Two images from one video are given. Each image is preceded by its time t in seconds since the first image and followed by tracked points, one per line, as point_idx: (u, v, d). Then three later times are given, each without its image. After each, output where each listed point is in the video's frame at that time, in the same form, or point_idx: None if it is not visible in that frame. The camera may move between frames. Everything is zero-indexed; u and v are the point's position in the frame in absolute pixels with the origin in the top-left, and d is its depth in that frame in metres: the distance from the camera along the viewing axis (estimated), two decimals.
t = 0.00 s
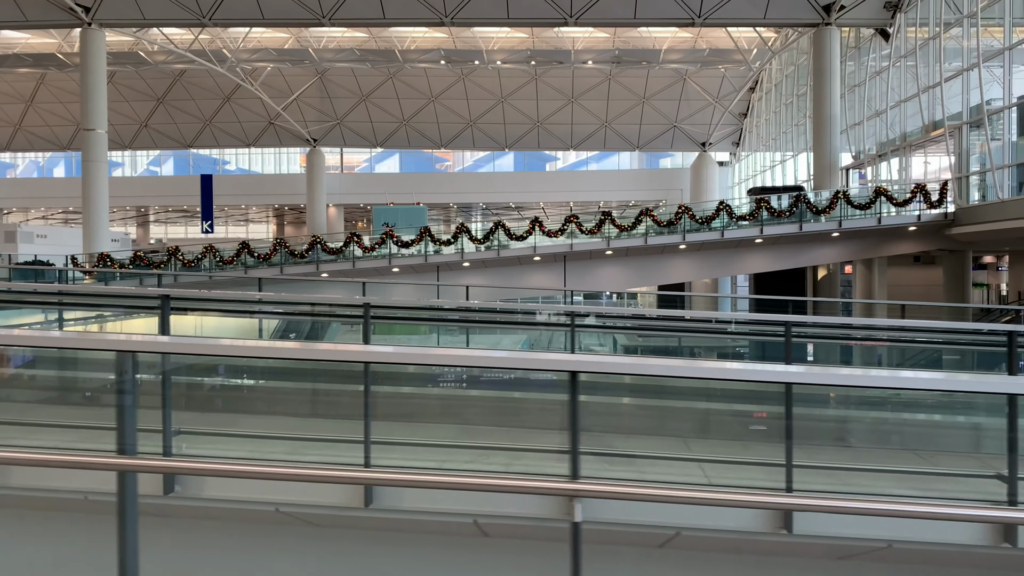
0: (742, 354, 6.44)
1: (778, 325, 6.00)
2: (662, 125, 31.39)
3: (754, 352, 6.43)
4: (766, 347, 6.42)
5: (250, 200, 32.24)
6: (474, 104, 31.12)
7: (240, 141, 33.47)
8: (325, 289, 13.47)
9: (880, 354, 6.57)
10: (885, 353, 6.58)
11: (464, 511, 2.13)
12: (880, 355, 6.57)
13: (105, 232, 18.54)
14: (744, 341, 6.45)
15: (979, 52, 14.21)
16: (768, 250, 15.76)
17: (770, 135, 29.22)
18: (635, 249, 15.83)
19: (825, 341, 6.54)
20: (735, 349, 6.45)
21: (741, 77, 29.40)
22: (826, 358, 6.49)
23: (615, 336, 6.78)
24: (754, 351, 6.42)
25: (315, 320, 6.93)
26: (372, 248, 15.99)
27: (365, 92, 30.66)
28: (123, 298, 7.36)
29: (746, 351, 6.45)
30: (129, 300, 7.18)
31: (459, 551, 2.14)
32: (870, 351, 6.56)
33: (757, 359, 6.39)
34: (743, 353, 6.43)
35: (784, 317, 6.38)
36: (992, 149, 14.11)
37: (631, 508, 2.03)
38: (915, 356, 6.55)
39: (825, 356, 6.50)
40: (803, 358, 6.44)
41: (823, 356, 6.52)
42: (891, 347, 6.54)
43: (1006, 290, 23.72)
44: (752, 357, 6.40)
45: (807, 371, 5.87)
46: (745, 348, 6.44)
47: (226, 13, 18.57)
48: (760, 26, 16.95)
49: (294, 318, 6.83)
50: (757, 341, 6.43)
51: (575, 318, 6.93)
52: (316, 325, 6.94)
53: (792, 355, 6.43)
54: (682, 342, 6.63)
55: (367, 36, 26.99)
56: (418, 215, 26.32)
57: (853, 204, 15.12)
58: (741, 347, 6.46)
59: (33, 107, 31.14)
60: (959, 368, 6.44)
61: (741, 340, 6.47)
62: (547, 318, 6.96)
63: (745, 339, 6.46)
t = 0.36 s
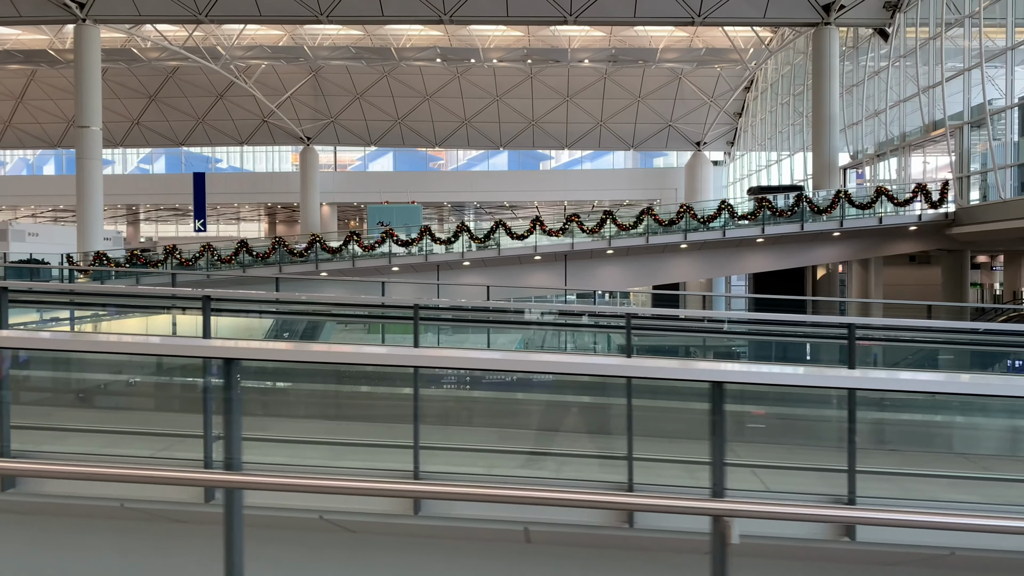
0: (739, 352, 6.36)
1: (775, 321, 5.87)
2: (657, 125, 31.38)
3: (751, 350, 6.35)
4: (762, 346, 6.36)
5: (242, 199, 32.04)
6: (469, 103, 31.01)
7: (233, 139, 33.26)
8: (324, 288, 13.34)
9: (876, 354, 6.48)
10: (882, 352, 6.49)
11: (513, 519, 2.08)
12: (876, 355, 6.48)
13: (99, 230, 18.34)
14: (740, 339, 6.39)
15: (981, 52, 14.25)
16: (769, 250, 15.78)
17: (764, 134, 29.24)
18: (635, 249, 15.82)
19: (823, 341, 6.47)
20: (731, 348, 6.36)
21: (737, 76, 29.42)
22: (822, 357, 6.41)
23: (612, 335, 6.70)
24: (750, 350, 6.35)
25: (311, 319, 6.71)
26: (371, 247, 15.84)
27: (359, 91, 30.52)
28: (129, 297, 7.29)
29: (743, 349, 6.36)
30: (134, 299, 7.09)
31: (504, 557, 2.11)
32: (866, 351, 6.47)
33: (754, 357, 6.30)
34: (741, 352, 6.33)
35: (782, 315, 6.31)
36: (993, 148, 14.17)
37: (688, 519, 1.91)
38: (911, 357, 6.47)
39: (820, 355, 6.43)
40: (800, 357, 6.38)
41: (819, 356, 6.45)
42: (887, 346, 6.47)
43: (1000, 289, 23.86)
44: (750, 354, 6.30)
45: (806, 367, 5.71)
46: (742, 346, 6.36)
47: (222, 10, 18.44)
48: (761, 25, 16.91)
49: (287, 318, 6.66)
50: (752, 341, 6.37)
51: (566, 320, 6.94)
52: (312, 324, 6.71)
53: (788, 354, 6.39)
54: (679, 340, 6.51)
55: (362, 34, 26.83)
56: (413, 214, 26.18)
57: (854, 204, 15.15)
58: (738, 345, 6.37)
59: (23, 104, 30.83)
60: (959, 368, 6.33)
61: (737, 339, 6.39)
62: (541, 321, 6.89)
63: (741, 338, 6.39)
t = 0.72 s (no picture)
0: (737, 354, 6.24)
1: (773, 325, 5.75)
2: (655, 123, 31.34)
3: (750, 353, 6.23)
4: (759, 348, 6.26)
5: (239, 197, 31.88)
6: (467, 101, 30.89)
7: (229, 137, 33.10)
8: (326, 287, 13.25)
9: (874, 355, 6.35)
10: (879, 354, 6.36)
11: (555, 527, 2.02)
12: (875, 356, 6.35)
13: (96, 229, 18.19)
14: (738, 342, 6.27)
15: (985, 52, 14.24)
16: (772, 249, 15.77)
17: (762, 133, 29.24)
18: (638, 248, 15.78)
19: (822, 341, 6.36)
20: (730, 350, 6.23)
21: (735, 75, 29.43)
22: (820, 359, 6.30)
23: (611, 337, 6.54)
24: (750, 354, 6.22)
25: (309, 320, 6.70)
26: (372, 246, 15.79)
27: (357, 88, 30.35)
28: (135, 297, 7.20)
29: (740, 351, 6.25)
30: (139, 299, 6.99)
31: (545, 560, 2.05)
32: (863, 352, 6.34)
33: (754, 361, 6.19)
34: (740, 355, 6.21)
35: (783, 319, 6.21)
36: (998, 146, 14.19)
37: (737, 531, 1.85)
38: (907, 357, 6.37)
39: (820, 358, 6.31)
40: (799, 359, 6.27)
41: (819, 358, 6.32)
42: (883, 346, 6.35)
43: (997, 288, 23.95)
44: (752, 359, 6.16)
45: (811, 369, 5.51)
46: (742, 350, 6.23)
47: (221, 7, 18.27)
48: (763, 24, 16.84)
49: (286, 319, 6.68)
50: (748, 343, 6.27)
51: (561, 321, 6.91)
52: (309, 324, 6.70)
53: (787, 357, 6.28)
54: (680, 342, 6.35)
55: (360, 31, 26.69)
56: (411, 212, 26.08)
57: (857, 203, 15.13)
58: (737, 349, 6.24)
59: (17, 101, 30.57)
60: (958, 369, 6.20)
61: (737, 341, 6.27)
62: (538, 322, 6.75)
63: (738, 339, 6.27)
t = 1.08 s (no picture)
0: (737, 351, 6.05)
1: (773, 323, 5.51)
2: (653, 121, 31.24)
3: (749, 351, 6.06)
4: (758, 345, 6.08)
5: (235, 195, 31.69)
6: (464, 98, 30.74)
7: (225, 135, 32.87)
8: (328, 286, 13.12)
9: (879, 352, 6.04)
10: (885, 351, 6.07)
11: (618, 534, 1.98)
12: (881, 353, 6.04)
13: (94, 227, 18.01)
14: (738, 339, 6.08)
15: (992, 48, 14.20)
16: (777, 246, 15.79)
17: (760, 131, 29.18)
18: (642, 246, 15.73)
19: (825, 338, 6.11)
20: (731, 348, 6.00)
21: (734, 73, 29.38)
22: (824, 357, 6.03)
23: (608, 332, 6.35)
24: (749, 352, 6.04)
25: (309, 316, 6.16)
26: (375, 244, 15.67)
27: (354, 86, 30.15)
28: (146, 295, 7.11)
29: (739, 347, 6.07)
30: (150, 297, 6.90)
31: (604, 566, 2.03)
32: (867, 348, 6.02)
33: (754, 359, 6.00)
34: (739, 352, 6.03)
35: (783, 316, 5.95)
36: (1005, 143, 14.16)
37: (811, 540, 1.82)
38: (911, 354, 6.15)
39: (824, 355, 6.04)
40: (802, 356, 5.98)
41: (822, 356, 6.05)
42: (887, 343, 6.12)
43: (997, 286, 23.96)
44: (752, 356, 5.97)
45: (807, 370, 5.43)
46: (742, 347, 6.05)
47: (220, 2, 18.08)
48: (767, 20, 16.76)
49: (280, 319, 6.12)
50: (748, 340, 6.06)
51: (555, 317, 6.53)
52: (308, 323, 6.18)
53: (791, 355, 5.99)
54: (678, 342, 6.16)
55: (358, 28, 26.49)
56: (410, 210, 25.92)
57: (863, 200, 15.10)
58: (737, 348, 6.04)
59: (12, 97, 30.32)
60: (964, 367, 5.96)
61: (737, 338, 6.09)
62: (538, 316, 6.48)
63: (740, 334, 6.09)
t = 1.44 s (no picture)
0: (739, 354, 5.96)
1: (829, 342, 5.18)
2: (654, 119, 31.16)
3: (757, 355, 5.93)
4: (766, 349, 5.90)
5: (233, 194, 31.48)
6: (465, 97, 30.63)
7: (224, 133, 32.67)
8: (332, 286, 12.94)
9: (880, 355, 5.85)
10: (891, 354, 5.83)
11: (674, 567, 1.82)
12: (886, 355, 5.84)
13: (94, 225, 17.82)
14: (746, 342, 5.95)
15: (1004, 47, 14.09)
16: (782, 246, 15.79)
17: (761, 131, 29.12)
18: (650, 244, 15.61)
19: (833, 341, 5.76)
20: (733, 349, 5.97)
21: (736, 72, 29.30)
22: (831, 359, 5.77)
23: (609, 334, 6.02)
24: (756, 356, 5.95)
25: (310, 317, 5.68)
26: (380, 243, 15.56)
27: (354, 84, 30.00)
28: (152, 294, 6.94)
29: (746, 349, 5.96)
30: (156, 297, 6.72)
31: None
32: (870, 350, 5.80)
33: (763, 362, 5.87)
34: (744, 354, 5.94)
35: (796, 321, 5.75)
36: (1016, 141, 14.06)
37: None
38: (912, 355, 5.83)
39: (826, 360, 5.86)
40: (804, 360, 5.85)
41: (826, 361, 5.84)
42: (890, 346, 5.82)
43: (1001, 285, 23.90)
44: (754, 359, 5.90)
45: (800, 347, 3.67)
46: (748, 348, 5.95)
47: None
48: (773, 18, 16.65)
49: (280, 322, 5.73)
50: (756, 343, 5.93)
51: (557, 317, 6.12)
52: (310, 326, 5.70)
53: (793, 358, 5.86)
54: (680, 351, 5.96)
55: (359, 26, 26.35)
56: (409, 208, 25.78)
57: (871, 199, 15.00)
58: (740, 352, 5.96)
59: (9, 95, 30.12)
60: (967, 374, 5.79)
61: (744, 340, 5.97)
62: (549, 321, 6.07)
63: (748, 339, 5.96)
